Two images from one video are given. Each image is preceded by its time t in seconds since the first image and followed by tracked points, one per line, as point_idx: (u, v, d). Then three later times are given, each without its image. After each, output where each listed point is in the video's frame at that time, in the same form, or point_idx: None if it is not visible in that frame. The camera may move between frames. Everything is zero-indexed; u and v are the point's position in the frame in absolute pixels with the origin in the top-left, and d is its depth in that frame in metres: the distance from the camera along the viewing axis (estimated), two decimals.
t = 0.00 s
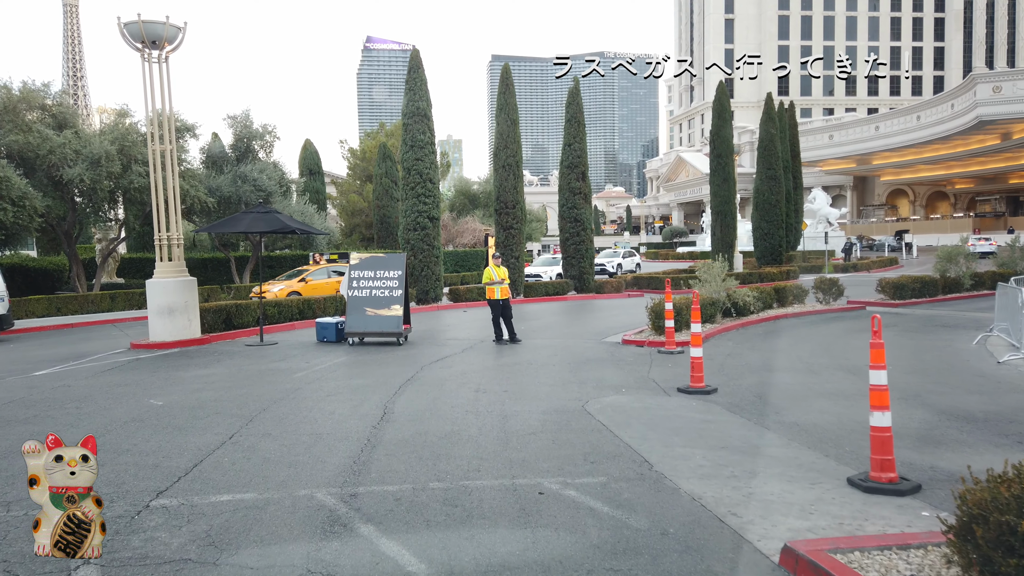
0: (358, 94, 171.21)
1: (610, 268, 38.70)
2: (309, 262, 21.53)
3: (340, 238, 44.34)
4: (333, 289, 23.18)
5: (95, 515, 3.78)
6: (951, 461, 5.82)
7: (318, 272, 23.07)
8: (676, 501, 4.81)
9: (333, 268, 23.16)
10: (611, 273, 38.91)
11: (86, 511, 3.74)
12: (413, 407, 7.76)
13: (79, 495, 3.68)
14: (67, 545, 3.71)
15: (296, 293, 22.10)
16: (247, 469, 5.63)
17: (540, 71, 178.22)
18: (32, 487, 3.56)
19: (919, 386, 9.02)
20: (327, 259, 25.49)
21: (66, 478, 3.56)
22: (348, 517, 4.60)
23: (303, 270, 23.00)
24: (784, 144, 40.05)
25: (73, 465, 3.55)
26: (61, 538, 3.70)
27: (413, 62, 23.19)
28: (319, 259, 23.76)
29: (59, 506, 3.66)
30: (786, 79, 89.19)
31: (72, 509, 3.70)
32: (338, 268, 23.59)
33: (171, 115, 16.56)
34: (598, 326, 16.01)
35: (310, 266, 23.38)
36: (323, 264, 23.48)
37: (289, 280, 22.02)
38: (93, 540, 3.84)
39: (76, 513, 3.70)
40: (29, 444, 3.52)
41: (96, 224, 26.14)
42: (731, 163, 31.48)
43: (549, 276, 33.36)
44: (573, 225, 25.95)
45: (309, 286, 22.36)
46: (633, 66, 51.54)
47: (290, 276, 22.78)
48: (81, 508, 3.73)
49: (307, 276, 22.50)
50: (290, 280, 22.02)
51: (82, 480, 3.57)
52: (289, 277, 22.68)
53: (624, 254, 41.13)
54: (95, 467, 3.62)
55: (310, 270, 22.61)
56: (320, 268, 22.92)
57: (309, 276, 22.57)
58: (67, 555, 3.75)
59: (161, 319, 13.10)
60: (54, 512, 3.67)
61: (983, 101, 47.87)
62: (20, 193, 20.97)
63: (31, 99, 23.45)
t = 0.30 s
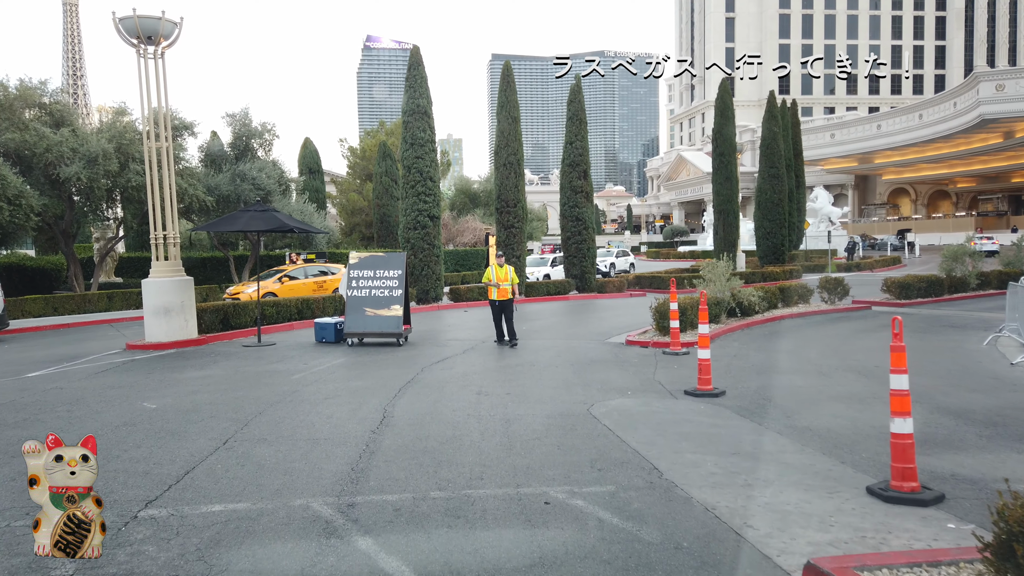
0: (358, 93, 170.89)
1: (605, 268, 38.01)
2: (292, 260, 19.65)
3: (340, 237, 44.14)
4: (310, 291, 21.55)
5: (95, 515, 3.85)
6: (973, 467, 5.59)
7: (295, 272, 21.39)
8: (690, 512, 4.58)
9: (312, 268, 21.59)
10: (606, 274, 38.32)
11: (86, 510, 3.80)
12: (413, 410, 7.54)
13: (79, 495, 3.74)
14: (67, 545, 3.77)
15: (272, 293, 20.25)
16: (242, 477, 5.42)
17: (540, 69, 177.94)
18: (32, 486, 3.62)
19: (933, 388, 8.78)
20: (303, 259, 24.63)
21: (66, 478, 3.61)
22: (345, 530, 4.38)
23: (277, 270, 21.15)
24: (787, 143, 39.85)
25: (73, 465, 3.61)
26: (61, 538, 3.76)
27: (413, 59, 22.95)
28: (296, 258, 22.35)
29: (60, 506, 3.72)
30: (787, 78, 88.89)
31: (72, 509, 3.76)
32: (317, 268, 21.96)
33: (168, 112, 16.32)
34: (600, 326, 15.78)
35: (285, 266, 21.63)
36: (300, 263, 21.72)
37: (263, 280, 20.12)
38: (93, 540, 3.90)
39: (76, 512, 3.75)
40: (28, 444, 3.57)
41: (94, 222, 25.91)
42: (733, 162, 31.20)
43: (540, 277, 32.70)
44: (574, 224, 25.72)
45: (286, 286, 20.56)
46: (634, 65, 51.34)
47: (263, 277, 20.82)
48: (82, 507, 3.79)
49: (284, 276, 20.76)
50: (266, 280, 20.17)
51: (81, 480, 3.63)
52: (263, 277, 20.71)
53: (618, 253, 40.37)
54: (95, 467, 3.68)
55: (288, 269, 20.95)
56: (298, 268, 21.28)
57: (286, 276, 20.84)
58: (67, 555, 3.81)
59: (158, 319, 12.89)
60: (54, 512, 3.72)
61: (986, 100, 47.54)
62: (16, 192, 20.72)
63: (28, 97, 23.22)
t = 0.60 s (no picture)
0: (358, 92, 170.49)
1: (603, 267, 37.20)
2: (266, 260, 18.88)
3: (340, 236, 43.91)
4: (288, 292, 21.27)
5: (95, 515, 3.91)
6: (999, 475, 5.35)
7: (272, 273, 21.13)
8: (705, 525, 4.35)
9: (289, 269, 21.22)
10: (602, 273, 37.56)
11: (86, 510, 3.88)
12: (414, 415, 7.31)
13: (80, 495, 3.81)
14: (68, 545, 3.85)
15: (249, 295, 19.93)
16: (236, 486, 5.18)
17: (540, 69, 177.64)
18: (32, 487, 3.69)
19: (946, 391, 8.56)
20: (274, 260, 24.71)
21: (66, 478, 3.68)
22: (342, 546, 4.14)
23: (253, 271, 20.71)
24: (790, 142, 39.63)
25: (74, 465, 3.68)
26: (62, 537, 3.83)
27: (414, 56, 22.71)
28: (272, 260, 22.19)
29: (60, 506, 3.79)
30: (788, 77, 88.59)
31: (72, 509, 3.84)
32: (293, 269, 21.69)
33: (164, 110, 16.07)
34: (603, 326, 15.54)
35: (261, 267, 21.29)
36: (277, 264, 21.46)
37: (240, 281, 19.85)
38: (93, 540, 3.95)
39: (76, 512, 3.83)
40: (29, 444, 3.65)
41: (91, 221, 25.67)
42: (736, 161, 30.97)
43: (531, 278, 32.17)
44: (576, 223, 25.48)
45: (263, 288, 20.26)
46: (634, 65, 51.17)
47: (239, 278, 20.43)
48: (82, 507, 3.86)
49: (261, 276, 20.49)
50: (243, 281, 19.88)
51: (81, 479, 3.70)
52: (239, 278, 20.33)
53: (611, 252, 39.48)
54: (95, 468, 3.74)
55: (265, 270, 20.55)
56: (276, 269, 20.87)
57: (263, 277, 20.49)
58: (67, 555, 3.89)
59: (153, 320, 12.66)
60: (54, 512, 3.80)
61: (989, 98, 47.23)
62: (12, 191, 20.47)
63: (24, 95, 22.95)
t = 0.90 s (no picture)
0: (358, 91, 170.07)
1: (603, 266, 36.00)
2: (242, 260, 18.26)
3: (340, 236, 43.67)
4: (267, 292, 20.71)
5: (95, 515, 3.91)
6: None
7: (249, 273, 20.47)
8: (723, 541, 4.11)
9: (267, 269, 20.56)
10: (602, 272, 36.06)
11: (86, 510, 3.88)
12: (413, 419, 7.08)
13: (80, 495, 3.82)
14: (68, 544, 3.85)
15: (224, 297, 19.43)
16: (228, 496, 4.94)
17: (540, 68, 177.17)
18: (32, 487, 3.70)
19: (962, 393, 8.29)
20: (258, 260, 24.25)
21: (66, 478, 3.68)
22: (337, 563, 3.89)
23: (229, 270, 20.14)
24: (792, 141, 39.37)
25: (74, 465, 3.68)
26: (62, 537, 3.84)
27: (414, 53, 22.44)
28: (249, 259, 21.53)
29: (60, 506, 3.80)
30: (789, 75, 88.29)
31: (72, 509, 3.84)
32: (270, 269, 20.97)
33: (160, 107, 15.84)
34: (606, 327, 15.30)
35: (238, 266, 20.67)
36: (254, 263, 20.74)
37: (216, 282, 19.39)
38: (93, 540, 3.95)
39: (76, 512, 3.84)
40: (29, 445, 3.67)
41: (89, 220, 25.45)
42: (738, 159, 30.68)
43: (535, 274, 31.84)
44: (577, 222, 25.21)
45: (240, 289, 19.69)
46: (635, 64, 50.90)
47: (217, 277, 19.92)
48: (82, 507, 3.87)
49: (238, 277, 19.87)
50: (218, 282, 19.34)
51: (82, 480, 3.71)
52: (215, 278, 19.80)
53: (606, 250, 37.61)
54: (95, 468, 3.75)
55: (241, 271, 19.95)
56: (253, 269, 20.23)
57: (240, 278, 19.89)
58: (67, 554, 3.90)
59: (148, 320, 12.41)
60: (55, 511, 3.82)
61: (992, 96, 46.87)
62: (7, 189, 20.21)
63: (21, 93, 22.72)
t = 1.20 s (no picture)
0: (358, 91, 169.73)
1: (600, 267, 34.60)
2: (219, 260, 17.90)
3: (339, 235, 43.45)
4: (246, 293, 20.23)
5: (95, 515, 3.75)
6: None
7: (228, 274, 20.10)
8: (745, 559, 3.85)
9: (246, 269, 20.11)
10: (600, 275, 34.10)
11: (86, 510, 3.71)
12: (413, 425, 6.81)
13: (80, 495, 3.65)
14: (67, 545, 3.70)
15: (200, 298, 19.11)
16: (218, 509, 4.68)
17: (540, 67, 176.81)
18: (32, 486, 3.54)
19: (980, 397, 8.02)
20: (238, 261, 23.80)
21: (66, 479, 3.52)
22: None
23: (208, 272, 19.89)
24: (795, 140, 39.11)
25: (74, 465, 3.52)
26: (62, 538, 3.69)
27: (414, 50, 22.18)
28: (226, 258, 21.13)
29: (59, 506, 3.63)
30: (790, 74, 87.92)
31: (72, 509, 3.68)
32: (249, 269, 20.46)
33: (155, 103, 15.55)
34: (609, 327, 15.03)
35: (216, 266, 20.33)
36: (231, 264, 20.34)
37: (192, 283, 19.14)
38: (93, 540, 3.82)
39: (76, 512, 3.67)
40: (29, 445, 3.50)
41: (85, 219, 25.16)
42: (741, 157, 30.42)
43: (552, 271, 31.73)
44: (579, 221, 24.94)
45: (217, 289, 19.31)
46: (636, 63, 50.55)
47: (194, 278, 19.66)
48: (82, 507, 3.70)
49: (215, 278, 19.51)
50: (194, 283, 19.06)
51: (82, 480, 3.54)
52: (193, 279, 19.57)
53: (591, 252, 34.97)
54: (96, 467, 3.59)
55: (218, 271, 19.64)
56: (232, 269, 19.89)
57: (218, 278, 19.56)
58: (67, 555, 3.76)
59: (142, 320, 12.14)
60: (54, 512, 3.64)
61: (995, 95, 46.53)
62: (2, 188, 19.95)
63: (16, 91, 22.46)
